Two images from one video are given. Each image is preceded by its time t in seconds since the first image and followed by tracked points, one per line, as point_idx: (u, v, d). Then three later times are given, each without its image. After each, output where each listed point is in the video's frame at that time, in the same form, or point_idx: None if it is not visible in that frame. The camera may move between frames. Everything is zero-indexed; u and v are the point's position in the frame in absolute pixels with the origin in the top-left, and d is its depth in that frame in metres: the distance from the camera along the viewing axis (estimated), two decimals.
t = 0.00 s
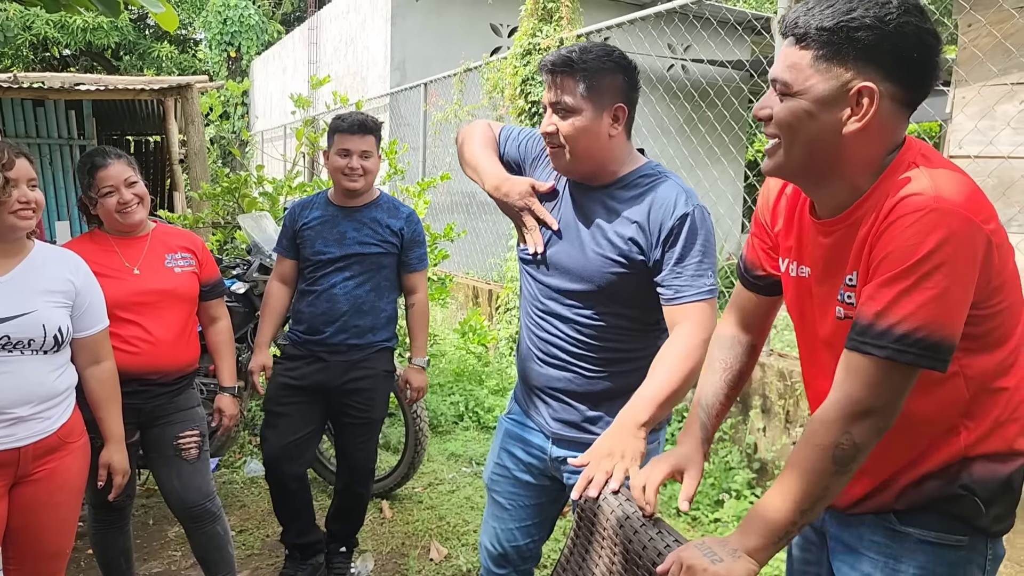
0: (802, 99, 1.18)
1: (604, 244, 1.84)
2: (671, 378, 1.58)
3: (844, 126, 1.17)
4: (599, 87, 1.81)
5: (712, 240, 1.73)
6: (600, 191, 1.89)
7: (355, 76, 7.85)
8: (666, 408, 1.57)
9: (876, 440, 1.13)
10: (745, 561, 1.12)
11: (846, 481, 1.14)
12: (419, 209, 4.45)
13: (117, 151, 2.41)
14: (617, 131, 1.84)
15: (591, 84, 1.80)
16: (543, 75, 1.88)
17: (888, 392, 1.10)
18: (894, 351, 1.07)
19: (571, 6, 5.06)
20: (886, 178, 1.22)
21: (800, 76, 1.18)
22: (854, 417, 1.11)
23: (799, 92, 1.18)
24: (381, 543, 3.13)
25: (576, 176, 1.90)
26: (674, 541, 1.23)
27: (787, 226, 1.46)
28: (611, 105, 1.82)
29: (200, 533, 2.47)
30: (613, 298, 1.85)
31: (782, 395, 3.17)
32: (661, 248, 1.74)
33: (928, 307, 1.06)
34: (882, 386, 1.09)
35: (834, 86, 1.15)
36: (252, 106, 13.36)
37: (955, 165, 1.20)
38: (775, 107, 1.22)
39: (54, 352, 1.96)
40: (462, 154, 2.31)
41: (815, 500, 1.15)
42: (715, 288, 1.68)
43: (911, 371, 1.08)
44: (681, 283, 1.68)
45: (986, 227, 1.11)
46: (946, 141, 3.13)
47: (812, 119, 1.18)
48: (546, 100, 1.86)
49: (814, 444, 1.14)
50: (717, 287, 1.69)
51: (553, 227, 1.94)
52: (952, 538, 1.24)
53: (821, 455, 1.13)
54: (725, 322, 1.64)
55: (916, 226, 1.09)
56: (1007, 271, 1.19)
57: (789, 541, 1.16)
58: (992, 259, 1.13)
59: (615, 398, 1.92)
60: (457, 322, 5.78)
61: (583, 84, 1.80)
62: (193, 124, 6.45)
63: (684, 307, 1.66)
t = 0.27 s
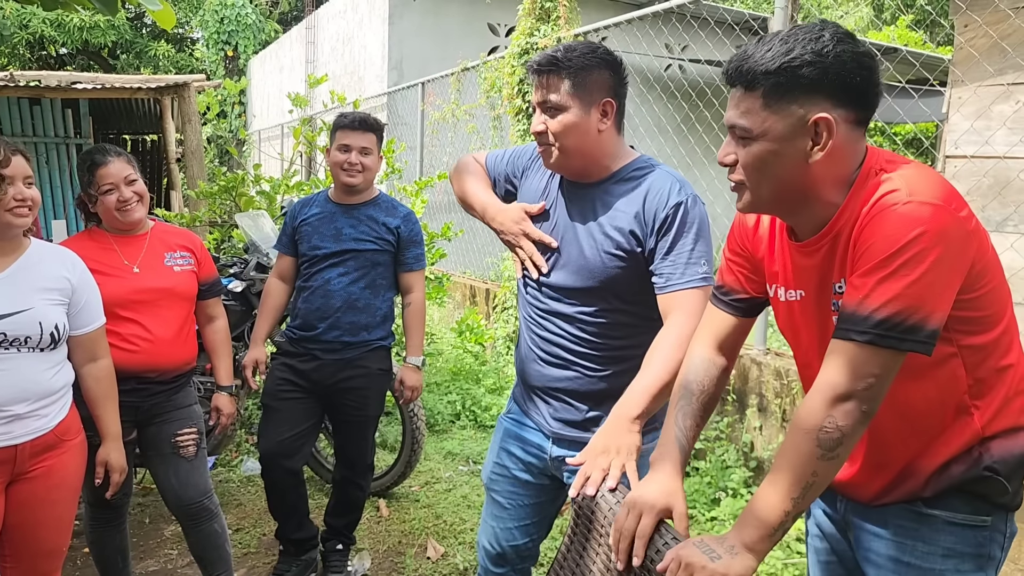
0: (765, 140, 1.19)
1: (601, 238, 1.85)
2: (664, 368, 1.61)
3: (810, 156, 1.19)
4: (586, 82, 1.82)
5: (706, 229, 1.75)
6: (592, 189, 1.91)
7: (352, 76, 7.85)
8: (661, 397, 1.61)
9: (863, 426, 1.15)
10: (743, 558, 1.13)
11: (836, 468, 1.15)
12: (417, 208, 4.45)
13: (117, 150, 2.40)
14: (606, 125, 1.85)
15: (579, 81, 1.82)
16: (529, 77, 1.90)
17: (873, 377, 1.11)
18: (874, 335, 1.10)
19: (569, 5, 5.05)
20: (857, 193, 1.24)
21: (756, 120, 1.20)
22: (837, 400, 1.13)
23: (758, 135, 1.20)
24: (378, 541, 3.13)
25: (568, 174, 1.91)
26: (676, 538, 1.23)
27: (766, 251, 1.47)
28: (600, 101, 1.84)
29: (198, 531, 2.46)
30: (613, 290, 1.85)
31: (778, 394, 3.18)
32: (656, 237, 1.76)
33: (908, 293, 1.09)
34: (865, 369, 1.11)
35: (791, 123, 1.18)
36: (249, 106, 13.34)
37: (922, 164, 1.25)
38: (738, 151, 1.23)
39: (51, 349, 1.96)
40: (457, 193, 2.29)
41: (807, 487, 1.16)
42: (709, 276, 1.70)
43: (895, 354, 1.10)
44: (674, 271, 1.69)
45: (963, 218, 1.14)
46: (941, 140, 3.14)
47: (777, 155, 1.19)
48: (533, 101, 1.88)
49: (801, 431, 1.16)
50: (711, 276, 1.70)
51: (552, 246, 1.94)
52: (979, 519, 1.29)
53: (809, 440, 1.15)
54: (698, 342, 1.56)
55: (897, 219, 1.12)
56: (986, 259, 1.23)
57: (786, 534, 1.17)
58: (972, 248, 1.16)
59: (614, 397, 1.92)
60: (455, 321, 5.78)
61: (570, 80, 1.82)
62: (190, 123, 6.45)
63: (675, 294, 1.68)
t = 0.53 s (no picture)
0: (779, 149, 1.19)
1: (596, 235, 1.85)
2: (645, 349, 1.60)
3: (823, 165, 1.20)
4: (575, 78, 1.85)
5: (700, 220, 1.76)
6: (586, 186, 1.92)
7: (353, 75, 7.85)
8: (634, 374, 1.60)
9: (863, 424, 1.15)
10: (741, 554, 1.14)
11: (834, 464, 1.16)
12: (418, 207, 4.45)
13: (119, 148, 2.41)
14: (597, 120, 1.87)
15: (567, 78, 1.84)
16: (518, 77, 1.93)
17: (874, 376, 1.12)
18: (877, 335, 1.10)
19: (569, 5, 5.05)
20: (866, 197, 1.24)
21: (769, 130, 1.19)
22: (837, 396, 1.14)
23: (772, 143, 1.20)
24: (378, 539, 3.13)
25: (562, 171, 1.92)
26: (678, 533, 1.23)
27: (773, 255, 1.48)
28: (589, 95, 1.85)
29: (200, 527, 2.47)
30: (611, 283, 1.85)
31: (777, 393, 3.18)
32: (651, 229, 1.77)
33: (913, 293, 1.09)
34: (866, 368, 1.12)
35: (805, 132, 1.18)
36: (250, 105, 13.36)
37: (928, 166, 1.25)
38: (749, 160, 1.23)
39: (51, 347, 1.97)
40: (457, 202, 2.29)
41: (804, 484, 1.16)
42: (705, 266, 1.70)
43: (899, 354, 1.11)
44: (668, 263, 1.70)
45: (970, 220, 1.14)
46: (941, 139, 3.14)
47: (791, 165, 1.20)
48: (524, 101, 1.90)
49: (799, 426, 1.17)
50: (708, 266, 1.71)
51: (552, 248, 1.94)
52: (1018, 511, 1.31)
53: (808, 436, 1.15)
54: (696, 340, 1.56)
55: (902, 222, 1.13)
56: (996, 260, 1.23)
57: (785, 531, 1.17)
58: (980, 250, 1.17)
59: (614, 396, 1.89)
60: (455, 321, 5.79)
61: (559, 77, 1.84)
62: (191, 122, 6.45)
63: (667, 286, 1.69)
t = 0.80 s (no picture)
0: (837, 163, 1.18)
1: (594, 233, 1.85)
2: (626, 329, 1.64)
3: (881, 178, 1.19)
4: (571, 75, 1.84)
5: (696, 215, 1.74)
6: (584, 184, 1.92)
7: (360, 74, 7.87)
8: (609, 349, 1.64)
9: (887, 430, 1.13)
10: (746, 553, 1.13)
11: (852, 467, 1.14)
12: (425, 207, 4.45)
13: (128, 147, 2.41)
14: (594, 117, 1.86)
15: (562, 75, 1.83)
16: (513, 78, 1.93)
17: (899, 382, 1.10)
18: (905, 339, 1.09)
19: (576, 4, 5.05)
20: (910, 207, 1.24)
21: (823, 143, 1.18)
22: (859, 401, 1.12)
23: (826, 157, 1.18)
24: (384, 538, 3.13)
25: (560, 169, 1.93)
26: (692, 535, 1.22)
27: (813, 266, 1.47)
28: (586, 93, 1.84)
29: (208, 524, 2.47)
30: (613, 281, 1.84)
31: (785, 392, 3.16)
32: (647, 225, 1.76)
33: (952, 303, 1.08)
34: (892, 373, 1.10)
35: (863, 144, 1.17)
36: (257, 104, 13.39)
37: (975, 172, 1.25)
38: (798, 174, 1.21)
39: (59, 345, 1.97)
40: (462, 212, 2.29)
41: (818, 487, 1.15)
42: (698, 262, 1.70)
43: (925, 360, 1.09)
44: (660, 261, 1.71)
45: (1009, 230, 1.13)
46: (950, 138, 3.12)
47: (848, 178, 1.19)
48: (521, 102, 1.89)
49: (821, 426, 1.15)
50: (704, 262, 1.70)
51: (555, 247, 1.93)
52: None
53: (827, 437, 1.14)
54: (710, 336, 1.57)
55: (937, 231, 1.12)
56: None
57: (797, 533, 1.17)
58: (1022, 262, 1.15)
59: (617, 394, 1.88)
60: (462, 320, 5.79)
61: (555, 76, 1.83)
62: (198, 122, 6.48)
63: (657, 283, 1.70)
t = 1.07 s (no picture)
0: (880, 168, 1.15)
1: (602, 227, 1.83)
2: (644, 302, 1.62)
3: (921, 180, 1.19)
4: (579, 71, 1.85)
5: (698, 203, 1.73)
6: (587, 180, 1.92)
7: (371, 75, 7.87)
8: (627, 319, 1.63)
9: (905, 436, 1.10)
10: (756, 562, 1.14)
11: (871, 473, 1.11)
12: (436, 207, 4.43)
13: (140, 149, 2.42)
14: (601, 113, 1.87)
15: (571, 70, 1.84)
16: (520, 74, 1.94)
17: (916, 385, 1.07)
18: (924, 341, 1.06)
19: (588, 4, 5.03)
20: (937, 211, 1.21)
21: (861, 150, 1.14)
22: (875, 404, 1.10)
23: (865, 164, 1.14)
24: (396, 539, 3.13)
25: (563, 166, 1.93)
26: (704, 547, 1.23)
27: (836, 274, 1.44)
28: (593, 88, 1.85)
29: (220, 525, 2.48)
30: (617, 278, 1.82)
31: (797, 393, 3.13)
32: (649, 216, 1.75)
33: (977, 307, 1.06)
34: (909, 375, 1.07)
35: (899, 148, 1.15)
36: (269, 105, 13.44)
37: (999, 173, 1.22)
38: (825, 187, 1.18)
39: (72, 345, 1.98)
40: (473, 224, 2.26)
41: (831, 494, 1.12)
42: (705, 250, 1.66)
43: (946, 362, 1.06)
44: (668, 248, 1.68)
45: None
46: (966, 137, 3.08)
47: (889, 184, 1.16)
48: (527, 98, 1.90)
49: (835, 431, 1.13)
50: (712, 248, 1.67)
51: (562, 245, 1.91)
52: None
53: (842, 442, 1.12)
54: (725, 345, 1.56)
55: (958, 233, 1.11)
56: None
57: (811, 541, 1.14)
58: None
59: (624, 395, 1.86)
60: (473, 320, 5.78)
61: (562, 70, 1.84)
62: (211, 123, 6.50)
63: (674, 266, 1.66)
